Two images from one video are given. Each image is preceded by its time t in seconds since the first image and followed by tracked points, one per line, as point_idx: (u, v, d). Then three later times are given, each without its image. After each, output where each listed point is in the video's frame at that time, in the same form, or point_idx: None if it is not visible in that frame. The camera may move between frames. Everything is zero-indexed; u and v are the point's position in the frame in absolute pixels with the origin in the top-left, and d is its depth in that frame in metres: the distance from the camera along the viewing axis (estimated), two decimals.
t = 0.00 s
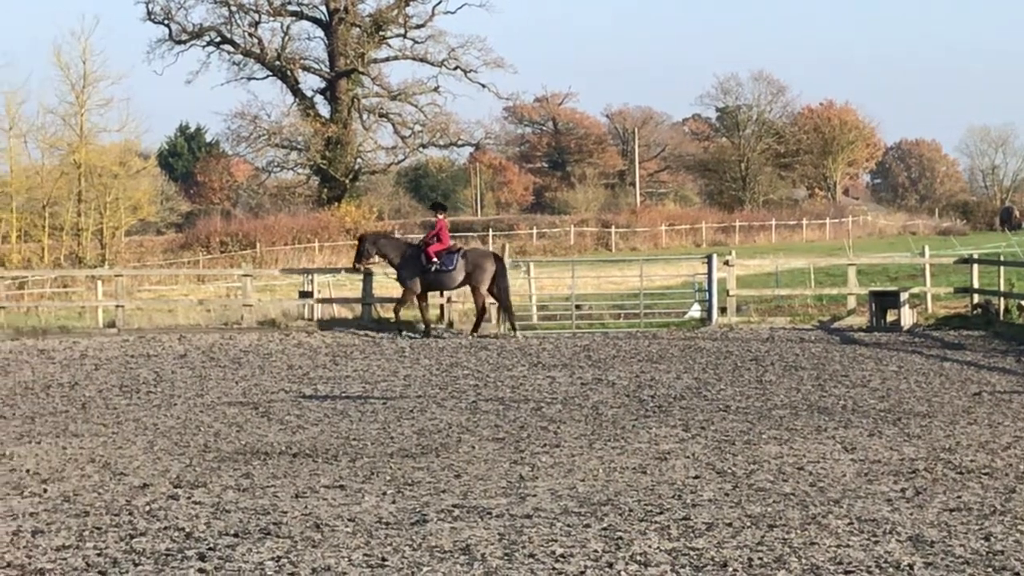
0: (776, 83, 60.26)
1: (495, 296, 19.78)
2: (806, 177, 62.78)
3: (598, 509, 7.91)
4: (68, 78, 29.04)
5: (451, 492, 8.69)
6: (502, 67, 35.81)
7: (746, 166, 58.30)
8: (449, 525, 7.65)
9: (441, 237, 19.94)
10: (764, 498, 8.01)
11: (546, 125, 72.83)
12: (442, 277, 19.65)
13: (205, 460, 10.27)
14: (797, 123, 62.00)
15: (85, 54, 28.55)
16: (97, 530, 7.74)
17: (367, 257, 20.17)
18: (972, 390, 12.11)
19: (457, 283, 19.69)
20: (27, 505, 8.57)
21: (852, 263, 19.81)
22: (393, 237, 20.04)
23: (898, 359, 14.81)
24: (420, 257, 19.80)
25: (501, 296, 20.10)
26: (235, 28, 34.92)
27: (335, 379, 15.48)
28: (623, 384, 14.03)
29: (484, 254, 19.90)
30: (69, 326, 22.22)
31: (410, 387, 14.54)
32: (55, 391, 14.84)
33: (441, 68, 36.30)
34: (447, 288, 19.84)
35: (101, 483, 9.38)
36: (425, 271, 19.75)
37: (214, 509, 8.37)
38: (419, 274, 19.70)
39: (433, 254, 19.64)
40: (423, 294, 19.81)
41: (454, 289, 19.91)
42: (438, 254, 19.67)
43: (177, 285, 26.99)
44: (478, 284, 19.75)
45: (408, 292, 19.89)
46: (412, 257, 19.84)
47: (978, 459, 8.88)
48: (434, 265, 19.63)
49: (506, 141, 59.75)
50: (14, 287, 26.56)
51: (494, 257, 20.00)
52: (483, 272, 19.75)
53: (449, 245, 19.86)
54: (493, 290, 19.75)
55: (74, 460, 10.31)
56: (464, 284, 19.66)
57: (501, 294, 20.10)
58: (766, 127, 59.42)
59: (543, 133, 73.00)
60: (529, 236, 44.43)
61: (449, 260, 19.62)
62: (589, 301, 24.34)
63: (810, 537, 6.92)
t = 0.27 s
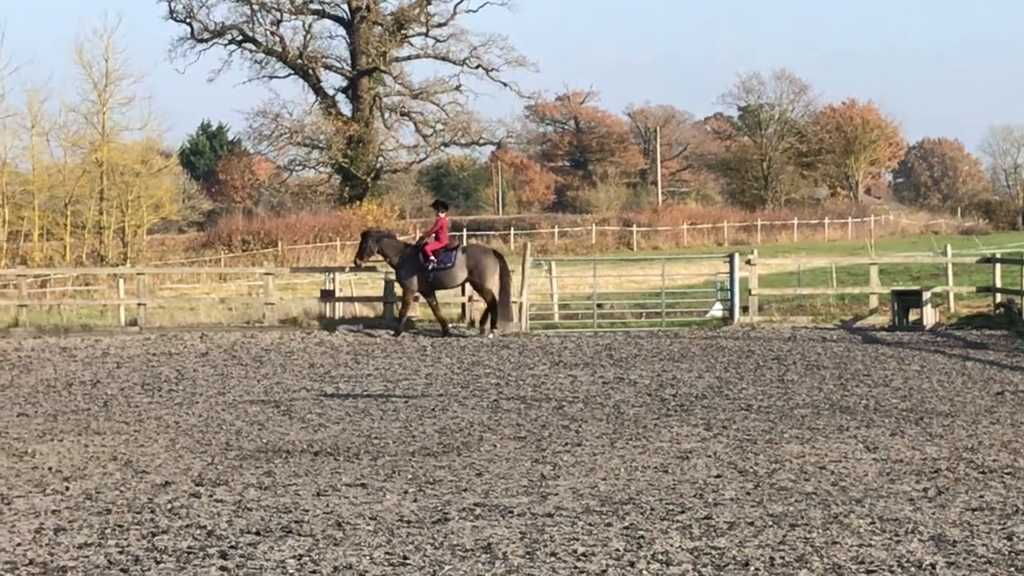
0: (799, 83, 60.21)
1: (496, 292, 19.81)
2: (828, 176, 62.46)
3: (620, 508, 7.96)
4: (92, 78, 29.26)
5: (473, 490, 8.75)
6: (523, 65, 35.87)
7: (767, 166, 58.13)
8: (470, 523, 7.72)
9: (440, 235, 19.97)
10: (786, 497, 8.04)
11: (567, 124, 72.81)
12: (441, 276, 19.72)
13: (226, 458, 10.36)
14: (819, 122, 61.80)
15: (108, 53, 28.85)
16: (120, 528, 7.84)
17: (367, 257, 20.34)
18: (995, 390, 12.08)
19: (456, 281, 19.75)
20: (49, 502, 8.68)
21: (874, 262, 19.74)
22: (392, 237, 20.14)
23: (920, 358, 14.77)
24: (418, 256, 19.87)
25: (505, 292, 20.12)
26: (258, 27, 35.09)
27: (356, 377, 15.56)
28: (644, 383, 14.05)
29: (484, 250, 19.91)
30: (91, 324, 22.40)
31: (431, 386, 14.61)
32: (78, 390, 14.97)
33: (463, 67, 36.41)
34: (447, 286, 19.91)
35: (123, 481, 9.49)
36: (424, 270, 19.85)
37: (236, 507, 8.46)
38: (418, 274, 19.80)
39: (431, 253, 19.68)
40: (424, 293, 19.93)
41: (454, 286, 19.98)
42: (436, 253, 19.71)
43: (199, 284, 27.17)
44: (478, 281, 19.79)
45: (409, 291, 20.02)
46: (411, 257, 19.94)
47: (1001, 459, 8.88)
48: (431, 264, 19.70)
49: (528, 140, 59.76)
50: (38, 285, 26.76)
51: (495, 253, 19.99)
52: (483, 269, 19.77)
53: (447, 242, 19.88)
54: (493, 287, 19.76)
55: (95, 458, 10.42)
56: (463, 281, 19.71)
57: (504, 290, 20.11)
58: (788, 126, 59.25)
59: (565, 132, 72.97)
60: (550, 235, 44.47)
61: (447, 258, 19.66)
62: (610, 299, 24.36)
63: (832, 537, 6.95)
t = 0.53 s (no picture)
0: (812, 83, 60.08)
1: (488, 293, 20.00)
2: (842, 177, 62.28)
3: (632, 509, 7.98)
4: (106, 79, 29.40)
5: (486, 491, 8.79)
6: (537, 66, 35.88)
7: (781, 166, 57.98)
8: (483, 523, 7.75)
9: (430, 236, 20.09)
10: (799, 498, 8.05)
11: (580, 124, 72.80)
12: (433, 276, 19.83)
13: (239, 458, 10.42)
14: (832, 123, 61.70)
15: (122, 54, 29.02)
16: (133, 528, 7.90)
17: (356, 257, 20.32)
18: (1009, 391, 12.06)
19: (447, 281, 19.88)
20: (63, 502, 8.75)
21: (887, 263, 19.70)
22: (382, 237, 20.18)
23: (934, 359, 14.74)
24: (410, 257, 19.95)
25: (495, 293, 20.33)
26: (271, 27, 35.20)
27: (370, 378, 15.62)
28: (658, 383, 14.06)
29: (474, 252, 20.10)
30: (105, 324, 22.50)
31: (444, 386, 14.65)
32: (91, 390, 15.04)
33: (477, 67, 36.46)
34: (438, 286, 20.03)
35: (136, 481, 9.55)
36: (416, 270, 19.93)
37: (249, 507, 8.51)
38: (409, 274, 19.87)
39: (423, 254, 19.78)
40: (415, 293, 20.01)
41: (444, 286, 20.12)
42: (428, 254, 19.82)
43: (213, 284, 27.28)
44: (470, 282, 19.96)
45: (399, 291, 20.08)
46: (402, 257, 20.00)
47: (1015, 460, 8.89)
48: (423, 264, 19.80)
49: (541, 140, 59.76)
50: (53, 285, 26.89)
51: (486, 254, 20.19)
52: (474, 270, 19.96)
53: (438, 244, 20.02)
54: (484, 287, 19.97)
55: (109, 458, 10.48)
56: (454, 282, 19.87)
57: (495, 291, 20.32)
58: (802, 126, 59.14)
59: (579, 132, 72.96)
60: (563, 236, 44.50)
61: (439, 259, 19.78)
62: (622, 300, 24.38)
63: (845, 538, 6.95)
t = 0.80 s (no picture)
0: (818, 85, 60.07)
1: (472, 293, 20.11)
2: (847, 178, 62.25)
3: (638, 511, 7.99)
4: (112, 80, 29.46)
5: (491, 492, 8.81)
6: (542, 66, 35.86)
7: (787, 168, 57.86)
8: (488, 525, 7.77)
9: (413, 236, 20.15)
10: (805, 500, 8.05)
11: (585, 126, 72.83)
12: (417, 277, 19.93)
13: (244, 459, 10.45)
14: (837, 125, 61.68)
15: (127, 55, 29.10)
16: (138, 529, 7.93)
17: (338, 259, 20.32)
18: (1016, 392, 12.06)
19: (431, 282, 19.99)
20: (69, 502, 8.79)
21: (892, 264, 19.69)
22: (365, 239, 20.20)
23: (939, 361, 14.73)
24: (393, 258, 20.00)
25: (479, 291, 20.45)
26: (277, 28, 35.25)
27: (375, 379, 15.65)
28: (663, 385, 14.07)
29: (457, 252, 20.19)
30: (111, 325, 22.58)
31: (449, 387, 14.68)
32: (97, 390, 15.10)
33: (483, 68, 36.49)
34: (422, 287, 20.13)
35: (141, 482, 9.59)
36: (400, 271, 20.00)
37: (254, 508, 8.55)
38: (394, 276, 19.93)
39: (406, 255, 19.85)
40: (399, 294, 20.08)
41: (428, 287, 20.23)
42: (411, 255, 19.90)
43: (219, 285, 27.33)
44: (454, 282, 20.07)
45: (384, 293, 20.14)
46: (385, 259, 20.05)
47: (1020, 462, 8.89)
48: (407, 266, 19.87)
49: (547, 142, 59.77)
50: (58, 286, 26.96)
51: (468, 253, 20.28)
52: (457, 270, 20.06)
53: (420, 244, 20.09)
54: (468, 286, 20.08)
55: (114, 459, 10.53)
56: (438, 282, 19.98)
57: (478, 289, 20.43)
58: (808, 128, 59.10)
59: (584, 134, 72.97)
60: (569, 237, 44.52)
61: (423, 260, 19.87)
62: (628, 301, 24.38)
63: (850, 540, 6.96)
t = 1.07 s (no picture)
0: (824, 86, 59.99)
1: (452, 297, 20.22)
2: (852, 180, 62.22)
3: (642, 512, 7.99)
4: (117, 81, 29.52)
5: (496, 493, 8.82)
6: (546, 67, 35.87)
7: (791, 170, 57.83)
8: (493, 526, 7.77)
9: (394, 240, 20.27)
10: (809, 502, 8.04)
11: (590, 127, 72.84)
12: (400, 281, 20.05)
13: (249, 460, 10.46)
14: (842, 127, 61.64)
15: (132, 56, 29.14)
16: (143, 530, 7.94)
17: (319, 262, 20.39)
18: (1021, 395, 12.03)
19: (412, 285, 20.11)
20: (73, 503, 8.79)
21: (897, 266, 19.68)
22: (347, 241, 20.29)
23: (944, 363, 14.71)
24: (375, 261, 20.11)
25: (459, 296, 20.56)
26: (282, 29, 35.28)
27: (379, 380, 15.65)
28: (667, 386, 14.07)
29: (438, 256, 20.33)
30: (115, 326, 22.60)
31: (453, 388, 14.68)
32: (102, 391, 15.13)
33: (488, 70, 36.49)
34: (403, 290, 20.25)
35: (146, 482, 9.61)
36: (382, 274, 20.11)
37: (259, 509, 8.55)
38: (376, 279, 20.03)
39: (389, 258, 19.98)
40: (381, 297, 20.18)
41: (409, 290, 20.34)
42: (393, 258, 20.02)
43: (223, 286, 27.36)
44: (435, 286, 20.19)
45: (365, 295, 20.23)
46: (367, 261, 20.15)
47: None
48: (389, 269, 19.99)
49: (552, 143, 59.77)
50: (63, 286, 27.01)
51: (449, 258, 20.42)
52: (439, 274, 20.18)
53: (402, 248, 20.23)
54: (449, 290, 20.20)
55: (119, 460, 10.55)
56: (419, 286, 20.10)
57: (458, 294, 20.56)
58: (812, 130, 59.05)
59: (589, 135, 72.97)
60: (573, 239, 44.52)
61: (405, 263, 19.99)
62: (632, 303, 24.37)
63: (855, 542, 6.95)
